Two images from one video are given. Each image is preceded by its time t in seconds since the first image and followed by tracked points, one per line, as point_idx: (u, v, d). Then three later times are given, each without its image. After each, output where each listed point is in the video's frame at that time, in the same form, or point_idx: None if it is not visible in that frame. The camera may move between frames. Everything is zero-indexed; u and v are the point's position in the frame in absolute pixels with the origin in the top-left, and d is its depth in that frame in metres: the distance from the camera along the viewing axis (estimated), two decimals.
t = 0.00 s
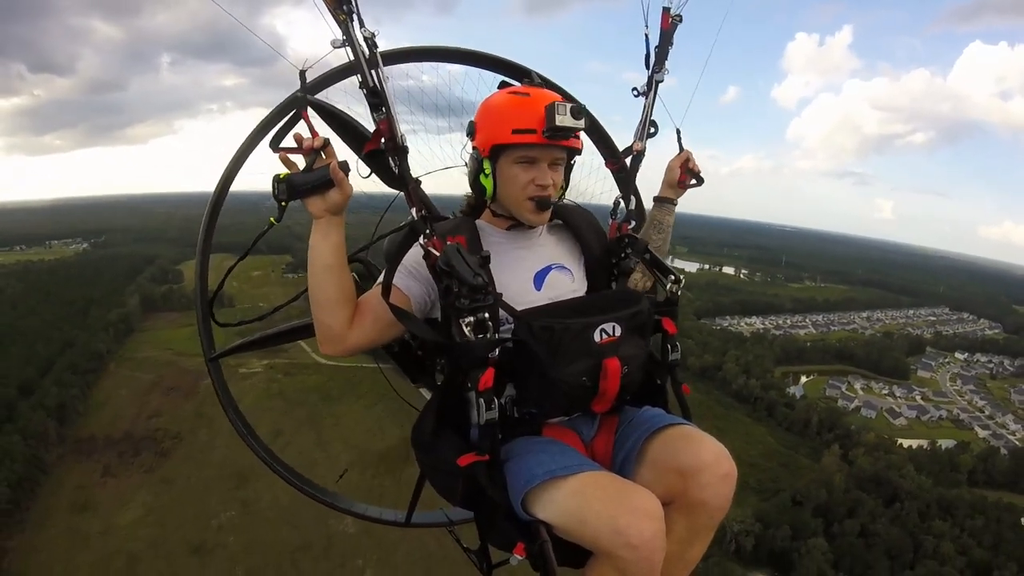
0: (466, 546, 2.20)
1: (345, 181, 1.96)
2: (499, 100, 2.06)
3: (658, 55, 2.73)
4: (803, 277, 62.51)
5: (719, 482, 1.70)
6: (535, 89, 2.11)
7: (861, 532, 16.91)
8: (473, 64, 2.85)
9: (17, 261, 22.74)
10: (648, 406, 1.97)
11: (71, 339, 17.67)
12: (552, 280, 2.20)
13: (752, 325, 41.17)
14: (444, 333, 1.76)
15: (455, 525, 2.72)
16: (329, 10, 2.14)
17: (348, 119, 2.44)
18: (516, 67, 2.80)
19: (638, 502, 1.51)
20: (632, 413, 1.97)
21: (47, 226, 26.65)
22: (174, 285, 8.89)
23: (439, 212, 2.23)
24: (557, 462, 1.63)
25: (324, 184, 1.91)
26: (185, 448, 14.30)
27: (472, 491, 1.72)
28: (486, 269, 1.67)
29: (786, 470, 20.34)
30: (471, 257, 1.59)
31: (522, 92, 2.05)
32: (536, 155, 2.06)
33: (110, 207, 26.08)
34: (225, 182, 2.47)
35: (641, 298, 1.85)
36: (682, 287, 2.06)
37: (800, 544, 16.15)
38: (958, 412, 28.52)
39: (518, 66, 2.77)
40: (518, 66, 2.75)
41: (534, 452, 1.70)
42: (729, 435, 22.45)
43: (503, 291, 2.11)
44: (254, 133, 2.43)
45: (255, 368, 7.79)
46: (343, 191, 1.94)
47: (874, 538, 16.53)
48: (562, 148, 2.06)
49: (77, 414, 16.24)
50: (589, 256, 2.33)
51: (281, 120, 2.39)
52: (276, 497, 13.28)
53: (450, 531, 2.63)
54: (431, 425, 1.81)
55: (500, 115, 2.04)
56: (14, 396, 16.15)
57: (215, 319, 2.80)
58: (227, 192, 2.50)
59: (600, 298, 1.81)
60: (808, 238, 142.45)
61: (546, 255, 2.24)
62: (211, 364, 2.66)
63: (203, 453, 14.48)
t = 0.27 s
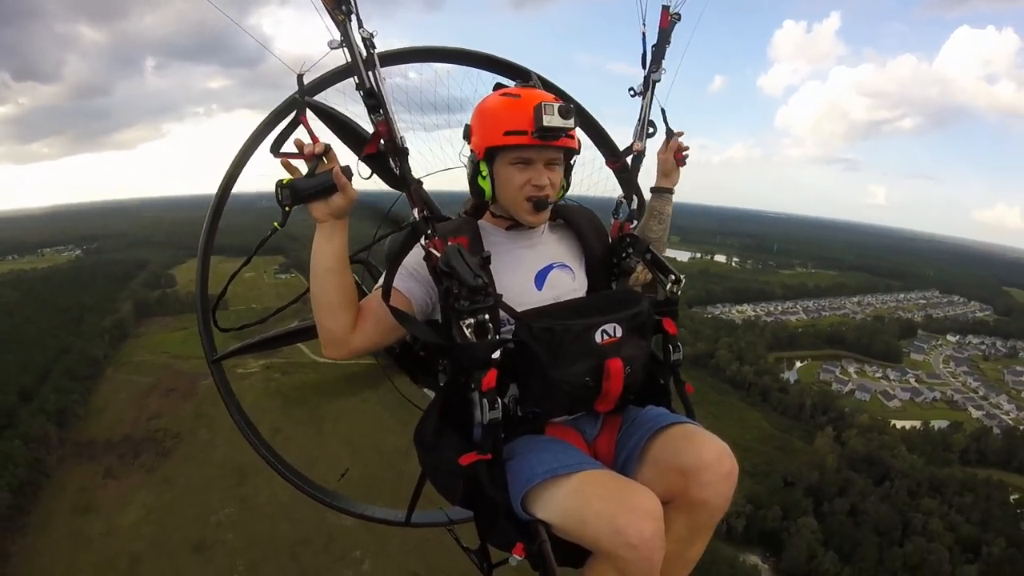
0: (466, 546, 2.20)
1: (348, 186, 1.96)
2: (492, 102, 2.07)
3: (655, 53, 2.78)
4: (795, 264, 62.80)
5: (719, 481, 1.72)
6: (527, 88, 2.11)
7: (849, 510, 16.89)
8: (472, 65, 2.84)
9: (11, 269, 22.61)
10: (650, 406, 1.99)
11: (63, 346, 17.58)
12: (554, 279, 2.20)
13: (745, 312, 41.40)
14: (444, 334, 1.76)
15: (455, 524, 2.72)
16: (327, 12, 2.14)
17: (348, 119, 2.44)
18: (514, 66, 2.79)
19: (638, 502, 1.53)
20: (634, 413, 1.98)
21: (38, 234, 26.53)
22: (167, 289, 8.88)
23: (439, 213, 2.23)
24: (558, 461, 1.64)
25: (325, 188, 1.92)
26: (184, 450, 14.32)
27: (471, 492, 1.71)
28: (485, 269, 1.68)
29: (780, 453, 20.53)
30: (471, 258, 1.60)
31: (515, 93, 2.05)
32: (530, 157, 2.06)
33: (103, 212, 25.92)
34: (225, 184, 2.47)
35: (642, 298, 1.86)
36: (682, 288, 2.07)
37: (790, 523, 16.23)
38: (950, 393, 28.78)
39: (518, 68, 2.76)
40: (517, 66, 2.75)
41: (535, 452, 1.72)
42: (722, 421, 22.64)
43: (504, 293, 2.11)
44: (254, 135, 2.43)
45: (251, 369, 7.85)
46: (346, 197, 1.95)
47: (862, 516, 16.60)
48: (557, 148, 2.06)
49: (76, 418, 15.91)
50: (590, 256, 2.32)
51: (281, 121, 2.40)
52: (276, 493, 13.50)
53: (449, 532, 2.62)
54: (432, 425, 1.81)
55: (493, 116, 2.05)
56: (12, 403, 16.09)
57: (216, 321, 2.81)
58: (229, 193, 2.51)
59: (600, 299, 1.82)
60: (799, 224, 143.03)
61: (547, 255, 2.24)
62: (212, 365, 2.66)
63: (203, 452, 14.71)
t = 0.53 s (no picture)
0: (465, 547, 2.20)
1: (346, 175, 1.96)
2: (486, 103, 2.07)
3: (657, 55, 2.80)
4: (782, 260, 63.29)
5: (718, 481, 1.72)
6: (521, 88, 2.11)
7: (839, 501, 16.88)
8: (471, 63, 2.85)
9: None
10: (648, 407, 2.00)
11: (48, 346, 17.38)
12: (554, 277, 2.21)
13: (733, 308, 41.70)
14: (443, 333, 1.75)
15: (457, 524, 2.67)
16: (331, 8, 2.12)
17: (347, 117, 2.42)
18: (515, 66, 2.80)
19: (639, 503, 1.53)
20: (632, 413, 1.99)
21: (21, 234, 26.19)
22: (158, 290, 8.83)
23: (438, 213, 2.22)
24: (558, 462, 1.65)
25: (323, 177, 1.91)
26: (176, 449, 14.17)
27: (471, 493, 1.72)
28: (486, 269, 1.67)
29: (768, 446, 20.75)
30: (472, 257, 1.60)
31: (508, 93, 2.05)
32: (529, 158, 2.06)
33: (88, 213, 25.60)
34: (223, 181, 2.44)
35: (641, 298, 1.86)
36: (682, 288, 2.08)
37: (778, 514, 16.41)
38: (934, 385, 29.18)
39: (518, 66, 2.77)
40: (519, 66, 2.76)
41: (535, 453, 1.73)
42: (710, 416, 22.84)
43: (506, 290, 2.11)
44: (253, 131, 2.42)
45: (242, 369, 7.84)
46: (343, 186, 1.94)
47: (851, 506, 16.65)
48: (555, 146, 2.07)
49: (68, 421, 15.88)
50: (590, 256, 2.33)
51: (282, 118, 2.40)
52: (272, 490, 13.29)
53: (450, 531, 2.61)
54: (431, 426, 1.81)
55: (488, 118, 2.05)
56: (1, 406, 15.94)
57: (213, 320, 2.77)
58: (227, 190, 2.47)
59: (599, 299, 1.82)
60: (786, 220, 144.25)
61: (548, 253, 2.24)
62: (209, 365, 2.62)
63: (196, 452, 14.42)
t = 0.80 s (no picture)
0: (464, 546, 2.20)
1: (340, 161, 1.96)
2: (485, 105, 2.07)
3: (656, 55, 2.77)
4: (778, 255, 63.42)
5: (718, 482, 1.72)
6: (518, 90, 2.12)
7: (834, 490, 17.01)
8: (468, 64, 2.85)
9: None
10: (648, 408, 2.01)
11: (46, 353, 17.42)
12: (553, 274, 2.21)
13: (730, 304, 41.81)
14: (443, 333, 1.75)
15: (456, 525, 2.70)
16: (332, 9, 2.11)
17: (347, 117, 2.41)
18: (514, 66, 2.80)
19: (640, 502, 1.54)
20: (633, 413, 1.99)
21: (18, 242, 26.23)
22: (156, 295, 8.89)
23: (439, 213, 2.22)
24: (557, 462, 1.66)
25: (315, 165, 1.91)
26: (178, 452, 14.27)
27: (470, 493, 1.73)
28: (486, 269, 1.67)
29: (765, 439, 20.83)
30: (472, 257, 1.60)
31: (508, 94, 2.06)
32: (535, 157, 2.07)
33: (85, 221, 25.48)
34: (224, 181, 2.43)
35: (641, 298, 1.86)
36: (681, 288, 2.09)
37: (775, 504, 16.52)
38: (931, 376, 29.28)
39: (516, 66, 2.77)
40: (517, 66, 2.76)
41: (535, 453, 1.73)
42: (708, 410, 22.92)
43: (503, 289, 2.13)
44: (255, 132, 2.41)
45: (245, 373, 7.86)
46: (337, 172, 1.94)
47: (846, 496, 16.76)
48: (558, 146, 2.09)
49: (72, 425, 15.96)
50: (590, 254, 2.34)
51: (284, 117, 2.41)
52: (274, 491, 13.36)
53: (448, 532, 2.59)
54: (431, 427, 1.81)
55: (490, 120, 2.04)
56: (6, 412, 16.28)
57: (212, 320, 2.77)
58: (227, 190, 2.46)
59: (599, 300, 1.82)
60: (782, 216, 144.42)
61: (547, 251, 2.25)
62: (209, 366, 2.63)
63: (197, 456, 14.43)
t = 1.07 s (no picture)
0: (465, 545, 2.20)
1: (340, 159, 1.95)
2: (479, 103, 2.08)
3: (657, 55, 2.73)
4: (785, 246, 63.01)
5: (717, 481, 1.70)
6: (513, 88, 2.12)
7: (841, 478, 17.01)
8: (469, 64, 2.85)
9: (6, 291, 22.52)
10: (648, 407, 1.99)
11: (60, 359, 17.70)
12: (552, 274, 2.21)
13: (737, 296, 41.60)
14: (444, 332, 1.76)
15: (456, 525, 2.69)
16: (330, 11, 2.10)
17: (347, 116, 2.40)
18: (513, 67, 2.79)
19: (640, 502, 1.53)
20: (632, 413, 1.98)
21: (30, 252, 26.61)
22: (166, 301, 9.04)
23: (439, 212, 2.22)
24: (557, 461, 1.65)
25: (316, 162, 1.90)
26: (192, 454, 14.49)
27: (470, 491, 1.73)
28: (485, 269, 1.67)
29: (774, 429, 20.76)
30: (471, 257, 1.60)
31: (502, 92, 2.05)
32: (528, 152, 2.06)
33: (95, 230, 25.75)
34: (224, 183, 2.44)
35: (641, 297, 1.86)
36: (682, 287, 2.08)
37: (783, 493, 16.50)
38: (941, 363, 29.04)
39: (517, 67, 2.76)
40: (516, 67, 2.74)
41: (535, 453, 1.72)
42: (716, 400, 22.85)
43: (503, 289, 2.12)
44: (255, 133, 2.43)
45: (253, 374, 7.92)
46: (337, 168, 1.94)
47: (852, 484, 16.74)
48: (551, 140, 2.07)
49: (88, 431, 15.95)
50: (589, 255, 2.33)
51: (283, 117, 2.43)
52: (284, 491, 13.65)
53: (449, 532, 2.60)
54: (431, 426, 1.81)
55: (482, 117, 2.05)
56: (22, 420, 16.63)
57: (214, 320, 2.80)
58: (226, 191, 2.48)
59: (599, 298, 1.82)
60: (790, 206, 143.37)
61: (546, 251, 2.25)
62: (211, 364, 2.66)
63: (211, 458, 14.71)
